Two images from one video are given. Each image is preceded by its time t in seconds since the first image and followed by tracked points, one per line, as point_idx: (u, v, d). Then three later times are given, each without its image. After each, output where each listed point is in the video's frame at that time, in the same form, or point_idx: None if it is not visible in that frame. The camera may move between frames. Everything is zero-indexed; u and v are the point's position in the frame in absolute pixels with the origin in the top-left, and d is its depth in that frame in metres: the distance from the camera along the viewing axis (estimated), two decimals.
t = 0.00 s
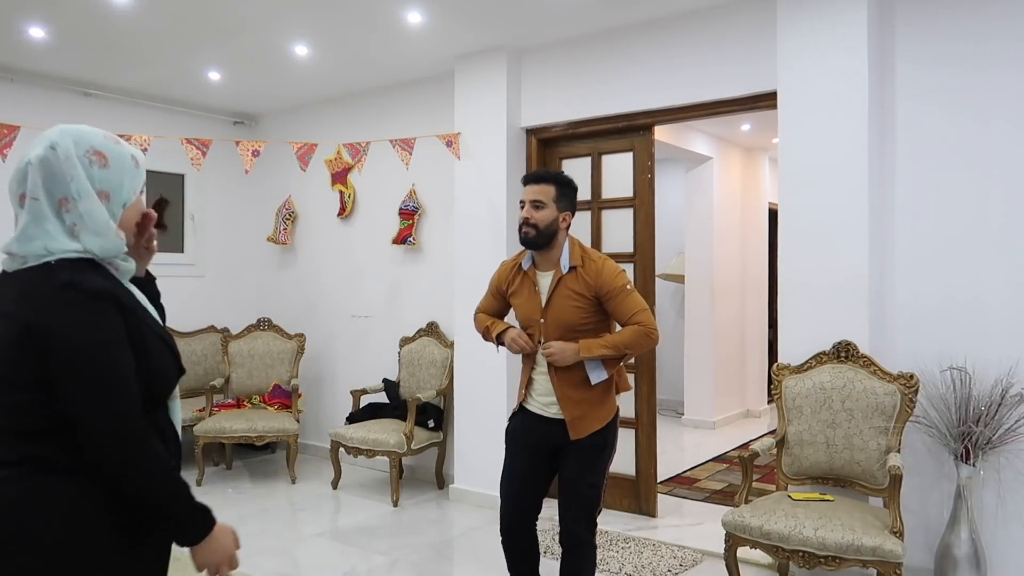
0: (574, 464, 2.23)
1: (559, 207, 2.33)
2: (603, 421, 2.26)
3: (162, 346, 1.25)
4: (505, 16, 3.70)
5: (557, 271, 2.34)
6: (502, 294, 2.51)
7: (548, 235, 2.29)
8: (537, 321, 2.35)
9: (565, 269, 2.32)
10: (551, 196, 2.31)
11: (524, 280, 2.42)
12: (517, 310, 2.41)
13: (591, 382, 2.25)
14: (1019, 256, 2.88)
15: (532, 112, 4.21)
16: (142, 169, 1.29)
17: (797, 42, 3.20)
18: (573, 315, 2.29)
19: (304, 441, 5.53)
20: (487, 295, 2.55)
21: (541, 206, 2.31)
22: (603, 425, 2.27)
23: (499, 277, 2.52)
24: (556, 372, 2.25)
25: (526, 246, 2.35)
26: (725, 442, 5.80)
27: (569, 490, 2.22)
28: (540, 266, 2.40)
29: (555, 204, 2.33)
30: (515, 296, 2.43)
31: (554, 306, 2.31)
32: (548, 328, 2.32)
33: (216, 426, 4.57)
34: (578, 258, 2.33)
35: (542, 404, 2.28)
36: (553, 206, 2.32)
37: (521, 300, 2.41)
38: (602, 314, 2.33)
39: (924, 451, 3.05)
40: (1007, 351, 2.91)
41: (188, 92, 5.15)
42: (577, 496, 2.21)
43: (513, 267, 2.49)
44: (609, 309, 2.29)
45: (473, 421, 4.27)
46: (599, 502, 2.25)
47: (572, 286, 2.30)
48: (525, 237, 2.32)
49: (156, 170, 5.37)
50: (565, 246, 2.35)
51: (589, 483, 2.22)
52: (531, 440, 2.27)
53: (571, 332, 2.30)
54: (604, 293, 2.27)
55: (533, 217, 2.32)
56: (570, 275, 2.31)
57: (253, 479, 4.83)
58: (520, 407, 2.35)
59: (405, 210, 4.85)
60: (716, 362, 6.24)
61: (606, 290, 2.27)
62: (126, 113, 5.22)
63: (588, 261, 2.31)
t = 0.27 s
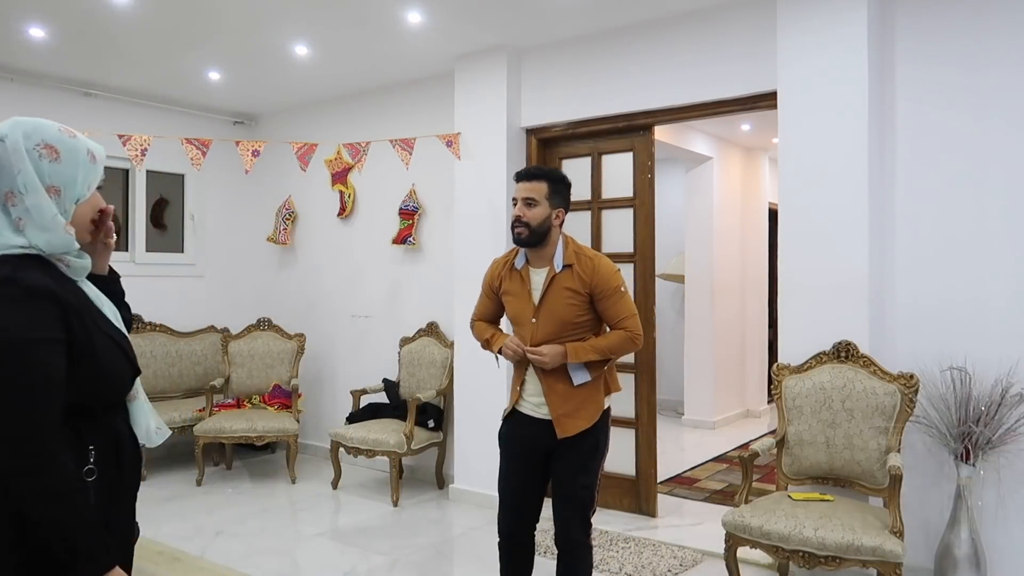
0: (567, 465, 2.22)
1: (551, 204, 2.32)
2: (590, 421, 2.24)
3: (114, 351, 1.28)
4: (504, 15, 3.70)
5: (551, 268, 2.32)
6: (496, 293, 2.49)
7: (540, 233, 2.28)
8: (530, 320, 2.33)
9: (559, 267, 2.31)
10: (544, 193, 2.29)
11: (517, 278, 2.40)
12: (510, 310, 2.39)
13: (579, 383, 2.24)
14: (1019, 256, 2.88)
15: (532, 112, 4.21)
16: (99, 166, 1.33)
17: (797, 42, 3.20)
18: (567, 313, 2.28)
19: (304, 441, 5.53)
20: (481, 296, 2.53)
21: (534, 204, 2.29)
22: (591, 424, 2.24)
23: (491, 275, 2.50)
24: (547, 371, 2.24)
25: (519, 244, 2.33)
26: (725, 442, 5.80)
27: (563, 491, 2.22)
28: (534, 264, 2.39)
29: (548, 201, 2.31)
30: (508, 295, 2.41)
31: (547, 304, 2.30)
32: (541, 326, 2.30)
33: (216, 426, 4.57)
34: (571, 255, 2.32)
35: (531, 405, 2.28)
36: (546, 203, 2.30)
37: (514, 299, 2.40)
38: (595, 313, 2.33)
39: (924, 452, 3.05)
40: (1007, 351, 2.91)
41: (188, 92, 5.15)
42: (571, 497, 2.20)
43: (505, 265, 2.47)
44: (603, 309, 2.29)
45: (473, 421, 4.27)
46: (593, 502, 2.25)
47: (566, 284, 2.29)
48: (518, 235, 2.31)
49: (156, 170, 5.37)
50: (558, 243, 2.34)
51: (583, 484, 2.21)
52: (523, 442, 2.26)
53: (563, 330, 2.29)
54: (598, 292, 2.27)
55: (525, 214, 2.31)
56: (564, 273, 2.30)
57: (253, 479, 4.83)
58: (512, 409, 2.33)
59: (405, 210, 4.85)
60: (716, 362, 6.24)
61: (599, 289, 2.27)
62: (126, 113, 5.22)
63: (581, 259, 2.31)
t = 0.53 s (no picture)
0: (562, 462, 2.22)
1: (552, 206, 2.30)
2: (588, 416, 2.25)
3: (68, 342, 1.27)
4: (505, 15, 3.69)
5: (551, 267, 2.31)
6: (483, 293, 2.41)
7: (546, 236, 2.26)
8: (528, 320, 2.29)
9: (559, 266, 2.30)
10: (550, 196, 2.26)
11: (512, 277, 2.34)
12: (505, 309, 2.33)
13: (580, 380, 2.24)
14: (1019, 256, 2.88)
15: (532, 112, 4.21)
16: (47, 168, 1.34)
17: (797, 43, 3.20)
18: (569, 312, 2.28)
19: (304, 441, 5.53)
20: (464, 296, 2.44)
21: (538, 207, 2.26)
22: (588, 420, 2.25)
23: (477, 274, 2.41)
24: (550, 370, 2.22)
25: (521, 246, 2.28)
26: (725, 442, 5.80)
27: (557, 487, 2.21)
28: (529, 263, 2.35)
29: (550, 203, 2.29)
30: (501, 294, 2.35)
31: (549, 304, 2.28)
32: (542, 326, 2.28)
33: (216, 426, 4.57)
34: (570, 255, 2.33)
35: (527, 405, 2.24)
36: (549, 206, 2.27)
37: (509, 299, 2.34)
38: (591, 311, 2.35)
39: (924, 451, 3.05)
40: (1007, 351, 2.91)
41: (188, 92, 5.15)
42: (566, 493, 2.21)
43: (494, 264, 2.40)
44: (601, 307, 2.31)
45: (473, 421, 4.27)
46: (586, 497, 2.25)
47: (567, 282, 2.29)
48: (522, 239, 2.27)
49: (156, 170, 5.37)
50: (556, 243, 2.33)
51: (578, 479, 2.22)
52: (515, 439, 2.25)
53: (564, 329, 2.28)
54: (598, 291, 2.30)
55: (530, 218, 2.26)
56: (565, 272, 2.30)
57: (253, 479, 4.83)
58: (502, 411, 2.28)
59: (405, 210, 4.85)
60: (716, 362, 6.24)
61: (599, 288, 2.30)
62: (126, 113, 5.22)
63: (581, 258, 2.32)
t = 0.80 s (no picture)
0: (571, 452, 2.25)
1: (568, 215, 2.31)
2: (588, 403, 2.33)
3: (39, 341, 1.33)
4: (504, 15, 3.69)
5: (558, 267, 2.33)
6: (486, 295, 2.25)
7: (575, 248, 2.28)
8: (546, 320, 2.26)
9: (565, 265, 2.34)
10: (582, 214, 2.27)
11: (526, 279, 2.26)
12: (518, 311, 2.24)
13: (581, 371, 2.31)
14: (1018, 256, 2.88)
15: (532, 112, 4.21)
16: (19, 175, 1.37)
17: (796, 43, 3.20)
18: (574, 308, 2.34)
19: (304, 441, 5.53)
20: (464, 300, 2.24)
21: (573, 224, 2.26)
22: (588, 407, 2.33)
23: (483, 275, 2.24)
24: (565, 367, 2.25)
25: (549, 253, 2.24)
26: (725, 442, 5.80)
27: (565, 473, 2.24)
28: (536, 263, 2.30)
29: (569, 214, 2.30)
30: (515, 297, 2.25)
31: (563, 303, 2.30)
32: (558, 325, 2.28)
33: (216, 426, 4.57)
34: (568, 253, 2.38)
35: (543, 402, 2.22)
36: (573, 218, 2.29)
37: (524, 302, 2.25)
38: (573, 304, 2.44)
39: (924, 451, 3.05)
40: (1006, 351, 2.91)
41: (188, 92, 5.15)
42: (572, 494, 2.23)
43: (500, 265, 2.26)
44: (584, 303, 2.43)
45: (473, 421, 4.28)
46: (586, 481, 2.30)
47: (573, 279, 2.35)
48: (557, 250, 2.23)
49: (156, 170, 5.37)
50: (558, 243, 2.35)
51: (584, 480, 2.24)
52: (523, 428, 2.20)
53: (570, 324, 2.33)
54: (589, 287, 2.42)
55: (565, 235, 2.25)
56: (569, 270, 2.35)
57: (253, 479, 4.83)
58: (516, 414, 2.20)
59: (405, 210, 4.85)
60: (716, 362, 6.24)
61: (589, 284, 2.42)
62: (126, 113, 5.22)
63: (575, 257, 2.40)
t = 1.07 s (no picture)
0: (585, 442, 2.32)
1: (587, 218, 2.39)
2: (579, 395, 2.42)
3: (18, 346, 1.35)
4: (504, 15, 3.70)
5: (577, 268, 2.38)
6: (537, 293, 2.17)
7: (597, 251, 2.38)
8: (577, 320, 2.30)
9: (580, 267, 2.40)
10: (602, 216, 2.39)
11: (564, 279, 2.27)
12: (556, 310, 2.25)
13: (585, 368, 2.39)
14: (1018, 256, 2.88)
15: (531, 112, 4.21)
16: (14, 179, 1.41)
17: (796, 42, 3.20)
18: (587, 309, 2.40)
19: (304, 441, 5.53)
20: (523, 298, 2.12)
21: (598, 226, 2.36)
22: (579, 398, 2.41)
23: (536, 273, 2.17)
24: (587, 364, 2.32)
25: (587, 256, 2.30)
26: (725, 442, 5.80)
27: (581, 463, 2.31)
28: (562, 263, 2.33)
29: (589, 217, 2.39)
30: (558, 297, 2.24)
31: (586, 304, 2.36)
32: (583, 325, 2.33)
33: (216, 426, 4.56)
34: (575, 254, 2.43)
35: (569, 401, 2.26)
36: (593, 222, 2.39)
37: (563, 301, 2.25)
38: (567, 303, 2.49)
39: (924, 451, 3.05)
40: (1007, 351, 2.91)
41: (187, 92, 5.15)
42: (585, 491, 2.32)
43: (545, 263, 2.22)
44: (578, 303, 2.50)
45: (473, 421, 4.27)
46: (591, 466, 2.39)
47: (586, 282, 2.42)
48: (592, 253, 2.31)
49: (156, 170, 5.37)
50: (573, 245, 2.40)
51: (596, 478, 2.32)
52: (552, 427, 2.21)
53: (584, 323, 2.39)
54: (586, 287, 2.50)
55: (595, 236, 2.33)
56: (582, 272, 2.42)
57: (253, 479, 4.83)
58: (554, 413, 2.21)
59: (405, 210, 4.85)
60: (716, 362, 6.24)
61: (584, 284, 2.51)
62: (126, 113, 5.22)
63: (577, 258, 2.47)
